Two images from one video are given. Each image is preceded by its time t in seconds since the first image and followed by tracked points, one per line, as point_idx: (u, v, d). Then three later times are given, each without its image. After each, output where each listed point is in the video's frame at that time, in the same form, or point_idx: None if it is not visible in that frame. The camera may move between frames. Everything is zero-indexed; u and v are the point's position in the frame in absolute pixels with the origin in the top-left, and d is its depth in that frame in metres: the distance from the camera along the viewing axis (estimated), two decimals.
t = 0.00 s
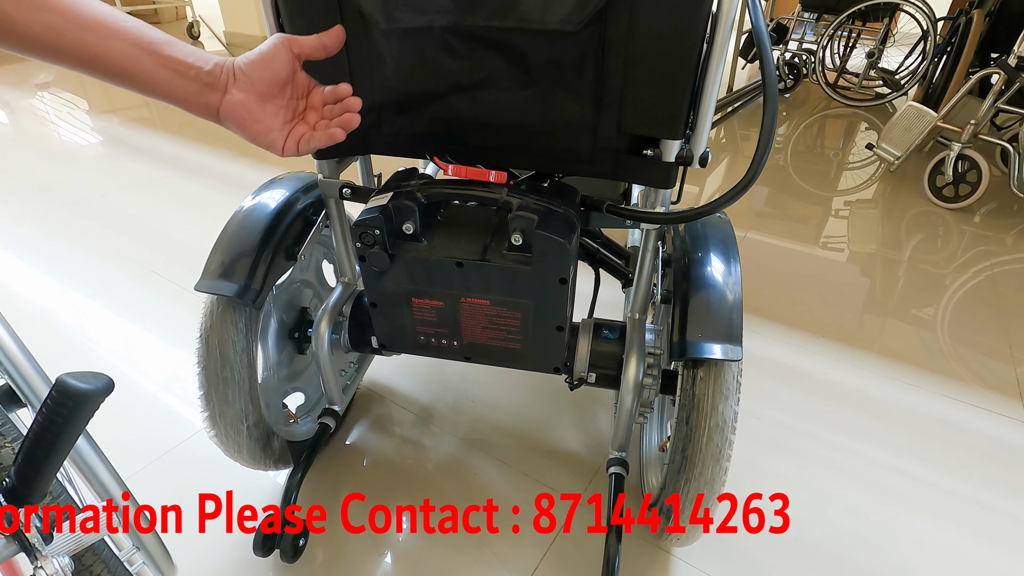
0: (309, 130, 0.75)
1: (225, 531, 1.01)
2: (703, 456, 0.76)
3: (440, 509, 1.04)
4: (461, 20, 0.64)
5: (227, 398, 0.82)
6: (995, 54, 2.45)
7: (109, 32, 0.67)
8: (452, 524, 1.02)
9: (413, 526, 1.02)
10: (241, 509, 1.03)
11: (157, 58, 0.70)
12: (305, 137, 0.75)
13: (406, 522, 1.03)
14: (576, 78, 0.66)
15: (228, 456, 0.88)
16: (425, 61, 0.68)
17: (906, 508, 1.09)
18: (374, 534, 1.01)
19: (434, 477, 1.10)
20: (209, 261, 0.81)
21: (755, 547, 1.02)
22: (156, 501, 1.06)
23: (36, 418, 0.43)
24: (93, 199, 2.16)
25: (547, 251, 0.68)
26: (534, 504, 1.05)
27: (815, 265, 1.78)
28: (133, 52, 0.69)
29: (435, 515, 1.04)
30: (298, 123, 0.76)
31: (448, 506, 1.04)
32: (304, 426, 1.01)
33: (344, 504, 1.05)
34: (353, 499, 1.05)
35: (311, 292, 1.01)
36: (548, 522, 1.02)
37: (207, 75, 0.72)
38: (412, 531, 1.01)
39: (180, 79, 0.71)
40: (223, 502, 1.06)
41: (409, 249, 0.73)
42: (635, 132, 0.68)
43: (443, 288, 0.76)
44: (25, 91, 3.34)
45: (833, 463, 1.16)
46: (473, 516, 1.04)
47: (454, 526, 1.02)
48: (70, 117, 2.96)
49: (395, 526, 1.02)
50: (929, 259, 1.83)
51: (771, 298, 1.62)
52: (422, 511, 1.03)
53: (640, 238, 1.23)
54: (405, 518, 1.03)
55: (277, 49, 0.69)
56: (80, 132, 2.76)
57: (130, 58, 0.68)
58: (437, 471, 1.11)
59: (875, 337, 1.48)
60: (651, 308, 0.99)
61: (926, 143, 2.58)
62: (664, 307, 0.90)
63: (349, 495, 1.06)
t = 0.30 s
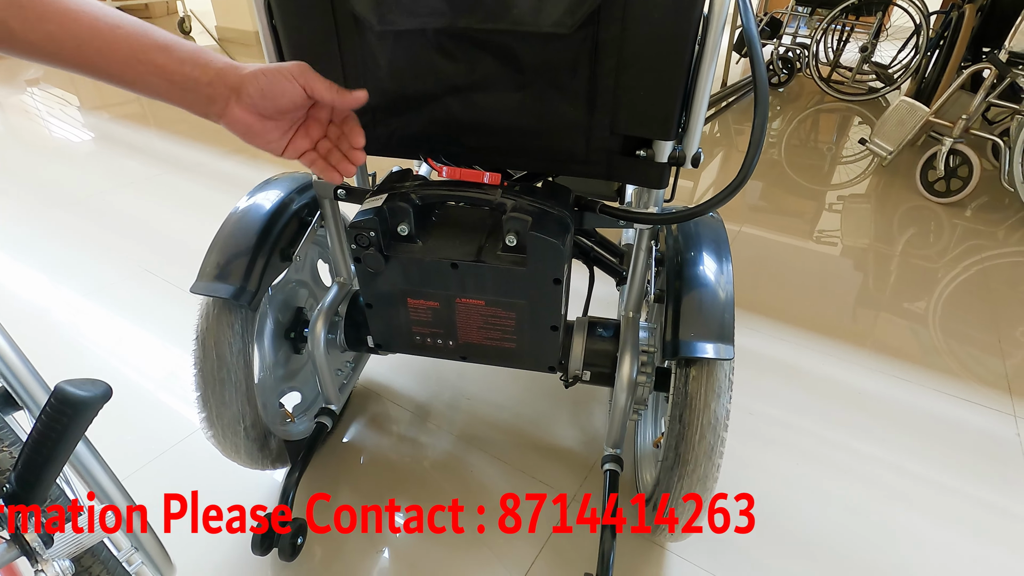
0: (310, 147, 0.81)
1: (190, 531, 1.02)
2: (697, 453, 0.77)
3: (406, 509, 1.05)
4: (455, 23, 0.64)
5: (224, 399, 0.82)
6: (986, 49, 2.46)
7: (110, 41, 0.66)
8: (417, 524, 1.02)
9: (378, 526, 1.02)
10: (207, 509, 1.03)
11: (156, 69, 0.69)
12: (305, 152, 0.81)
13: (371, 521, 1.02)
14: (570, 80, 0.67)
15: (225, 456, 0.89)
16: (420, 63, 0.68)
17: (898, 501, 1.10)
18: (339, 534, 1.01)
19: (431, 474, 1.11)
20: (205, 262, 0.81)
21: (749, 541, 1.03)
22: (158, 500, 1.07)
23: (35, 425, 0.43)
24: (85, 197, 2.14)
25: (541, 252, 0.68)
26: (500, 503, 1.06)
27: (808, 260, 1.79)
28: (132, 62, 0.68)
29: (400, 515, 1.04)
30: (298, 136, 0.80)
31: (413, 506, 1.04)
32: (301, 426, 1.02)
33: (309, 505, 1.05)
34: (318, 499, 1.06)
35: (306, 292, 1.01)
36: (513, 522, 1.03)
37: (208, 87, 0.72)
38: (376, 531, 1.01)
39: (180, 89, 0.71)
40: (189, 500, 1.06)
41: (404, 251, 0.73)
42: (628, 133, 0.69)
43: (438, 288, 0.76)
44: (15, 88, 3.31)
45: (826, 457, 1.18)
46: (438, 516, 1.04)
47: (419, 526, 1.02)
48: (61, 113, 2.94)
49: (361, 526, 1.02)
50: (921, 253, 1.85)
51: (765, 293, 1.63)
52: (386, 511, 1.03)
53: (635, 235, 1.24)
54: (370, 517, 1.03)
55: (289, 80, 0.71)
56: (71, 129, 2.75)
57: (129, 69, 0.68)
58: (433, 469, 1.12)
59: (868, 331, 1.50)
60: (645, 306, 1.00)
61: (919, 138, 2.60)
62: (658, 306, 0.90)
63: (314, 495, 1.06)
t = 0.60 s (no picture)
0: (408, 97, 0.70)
1: (155, 531, 1.01)
2: (691, 448, 0.77)
3: (372, 508, 1.04)
4: (449, 22, 0.64)
5: (220, 399, 0.83)
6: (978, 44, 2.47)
7: None
8: (383, 524, 1.02)
9: (345, 526, 1.02)
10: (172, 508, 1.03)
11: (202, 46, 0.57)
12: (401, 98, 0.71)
13: (336, 521, 1.03)
14: (564, 79, 0.67)
15: (222, 455, 0.89)
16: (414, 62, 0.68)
17: (891, 494, 1.11)
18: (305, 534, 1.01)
19: (428, 472, 1.11)
20: (200, 262, 0.81)
21: (743, 534, 1.04)
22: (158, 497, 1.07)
23: (35, 428, 0.44)
24: (76, 194, 2.13)
25: (536, 251, 0.68)
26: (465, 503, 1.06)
27: (802, 255, 1.79)
28: (159, 28, 0.55)
29: (366, 515, 1.04)
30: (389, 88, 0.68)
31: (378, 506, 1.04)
32: (297, 424, 1.02)
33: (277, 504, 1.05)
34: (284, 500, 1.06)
35: (302, 290, 1.01)
36: (478, 522, 1.03)
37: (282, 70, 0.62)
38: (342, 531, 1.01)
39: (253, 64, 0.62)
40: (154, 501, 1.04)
41: (400, 250, 0.74)
42: (623, 131, 0.69)
43: (434, 287, 0.76)
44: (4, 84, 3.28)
45: (820, 452, 1.19)
46: (404, 516, 1.04)
47: (384, 526, 1.02)
48: (51, 110, 2.92)
49: (327, 526, 1.02)
50: (914, 248, 1.86)
51: (759, 289, 1.64)
52: (352, 511, 1.03)
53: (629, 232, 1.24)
54: (337, 517, 1.03)
55: (356, 94, 0.61)
56: (61, 126, 2.72)
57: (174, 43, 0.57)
58: (430, 466, 1.12)
59: (861, 326, 1.51)
60: (640, 303, 1.00)
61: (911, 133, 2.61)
62: (652, 303, 0.91)
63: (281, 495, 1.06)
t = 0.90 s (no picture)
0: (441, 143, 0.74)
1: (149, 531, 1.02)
2: (684, 446, 0.78)
3: (337, 508, 1.05)
4: (443, 27, 0.64)
5: (219, 400, 0.83)
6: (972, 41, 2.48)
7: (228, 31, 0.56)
8: (347, 524, 1.02)
9: (310, 526, 1.03)
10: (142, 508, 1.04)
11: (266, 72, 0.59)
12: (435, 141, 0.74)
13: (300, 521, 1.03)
14: (558, 82, 0.68)
15: (221, 455, 0.90)
16: (410, 67, 0.69)
17: (882, 490, 1.13)
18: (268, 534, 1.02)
19: (424, 470, 1.12)
20: (198, 264, 0.81)
21: (736, 530, 1.06)
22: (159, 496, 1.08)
23: (38, 434, 0.45)
24: (71, 193, 2.13)
25: (531, 253, 0.69)
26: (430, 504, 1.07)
27: (796, 251, 1.81)
28: (238, 59, 0.57)
29: (331, 515, 1.04)
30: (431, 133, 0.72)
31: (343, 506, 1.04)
32: (295, 424, 1.03)
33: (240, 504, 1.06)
34: (248, 500, 1.07)
35: (299, 291, 1.02)
36: (444, 522, 1.04)
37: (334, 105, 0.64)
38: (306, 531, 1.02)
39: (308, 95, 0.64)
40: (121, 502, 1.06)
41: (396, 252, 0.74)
42: (616, 134, 0.70)
43: (430, 288, 0.77)
44: None
45: (812, 448, 1.20)
46: (368, 516, 1.04)
47: (349, 526, 1.02)
48: (45, 108, 2.91)
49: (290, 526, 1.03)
50: (907, 244, 1.87)
51: (753, 285, 1.65)
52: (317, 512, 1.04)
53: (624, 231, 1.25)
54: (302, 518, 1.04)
55: (405, 146, 0.65)
56: (55, 124, 2.72)
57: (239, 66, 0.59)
58: (427, 464, 1.13)
59: (854, 322, 1.52)
60: (635, 302, 1.01)
61: (905, 130, 2.63)
62: (646, 302, 0.92)
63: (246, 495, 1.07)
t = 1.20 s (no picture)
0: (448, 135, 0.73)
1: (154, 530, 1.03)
2: (682, 444, 0.80)
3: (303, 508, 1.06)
4: (445, 34, 0.66)
5: (227, 400, 0.85)
6: (967, 40, 2.49)
7: (264, 16, 0.52)
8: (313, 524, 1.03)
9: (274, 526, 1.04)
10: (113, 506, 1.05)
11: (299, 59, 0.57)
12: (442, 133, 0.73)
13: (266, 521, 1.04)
14: (558, 88, 0.69)
15: (228, 454, 0.92)
16: (412, 73, 0.70)
17: (877, 486, 1.15)
18: (233, 534, 1.03)
19: (426, 467, 1.14)
20: (205, 266, 0.83)
21: (733, 525, 1.07)
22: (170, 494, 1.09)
23: (64, 436, 0.48)
24: (70, 193, 2.13)
25: (532, 256, 0.71)
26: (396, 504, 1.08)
27: (793, 249, 1.82)
28: (272, 45, 0.55)
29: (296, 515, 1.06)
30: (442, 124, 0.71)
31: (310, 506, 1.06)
32: (300, 422, 1.05)
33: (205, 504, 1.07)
34: (214, 499, 1.08)
35: (302, 292, 1.03)
36: (409, 522, 1.05)
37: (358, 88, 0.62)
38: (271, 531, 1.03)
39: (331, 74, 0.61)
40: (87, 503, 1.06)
41: (399, 254, 0.76)
42: (615, 138, 0.71)
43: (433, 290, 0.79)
44: None
45: (808, 444, 1.22)
46: (335, 516, 1.05)
47: (316, 525, 1.03)
48: (43, 106, 2.91)
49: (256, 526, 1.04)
50: (904, 243, 1.89)
51: (751, 283, 1.66)
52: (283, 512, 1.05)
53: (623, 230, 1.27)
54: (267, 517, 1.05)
55: (423, 138, 0.64)
56: (53, 123, 2.72)
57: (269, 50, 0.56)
58: (429, 462, 1.15)
59: (850, 320, 1.54)
60: (633, 302, 1.03)
61: (901, 128, 2.64)
62: (645, 303, 0.93)
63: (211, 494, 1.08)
